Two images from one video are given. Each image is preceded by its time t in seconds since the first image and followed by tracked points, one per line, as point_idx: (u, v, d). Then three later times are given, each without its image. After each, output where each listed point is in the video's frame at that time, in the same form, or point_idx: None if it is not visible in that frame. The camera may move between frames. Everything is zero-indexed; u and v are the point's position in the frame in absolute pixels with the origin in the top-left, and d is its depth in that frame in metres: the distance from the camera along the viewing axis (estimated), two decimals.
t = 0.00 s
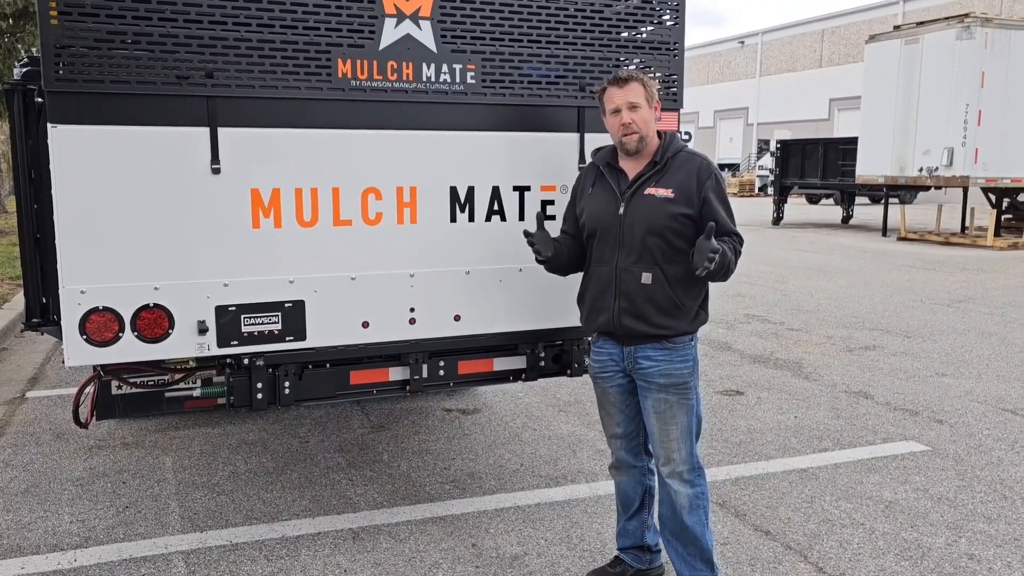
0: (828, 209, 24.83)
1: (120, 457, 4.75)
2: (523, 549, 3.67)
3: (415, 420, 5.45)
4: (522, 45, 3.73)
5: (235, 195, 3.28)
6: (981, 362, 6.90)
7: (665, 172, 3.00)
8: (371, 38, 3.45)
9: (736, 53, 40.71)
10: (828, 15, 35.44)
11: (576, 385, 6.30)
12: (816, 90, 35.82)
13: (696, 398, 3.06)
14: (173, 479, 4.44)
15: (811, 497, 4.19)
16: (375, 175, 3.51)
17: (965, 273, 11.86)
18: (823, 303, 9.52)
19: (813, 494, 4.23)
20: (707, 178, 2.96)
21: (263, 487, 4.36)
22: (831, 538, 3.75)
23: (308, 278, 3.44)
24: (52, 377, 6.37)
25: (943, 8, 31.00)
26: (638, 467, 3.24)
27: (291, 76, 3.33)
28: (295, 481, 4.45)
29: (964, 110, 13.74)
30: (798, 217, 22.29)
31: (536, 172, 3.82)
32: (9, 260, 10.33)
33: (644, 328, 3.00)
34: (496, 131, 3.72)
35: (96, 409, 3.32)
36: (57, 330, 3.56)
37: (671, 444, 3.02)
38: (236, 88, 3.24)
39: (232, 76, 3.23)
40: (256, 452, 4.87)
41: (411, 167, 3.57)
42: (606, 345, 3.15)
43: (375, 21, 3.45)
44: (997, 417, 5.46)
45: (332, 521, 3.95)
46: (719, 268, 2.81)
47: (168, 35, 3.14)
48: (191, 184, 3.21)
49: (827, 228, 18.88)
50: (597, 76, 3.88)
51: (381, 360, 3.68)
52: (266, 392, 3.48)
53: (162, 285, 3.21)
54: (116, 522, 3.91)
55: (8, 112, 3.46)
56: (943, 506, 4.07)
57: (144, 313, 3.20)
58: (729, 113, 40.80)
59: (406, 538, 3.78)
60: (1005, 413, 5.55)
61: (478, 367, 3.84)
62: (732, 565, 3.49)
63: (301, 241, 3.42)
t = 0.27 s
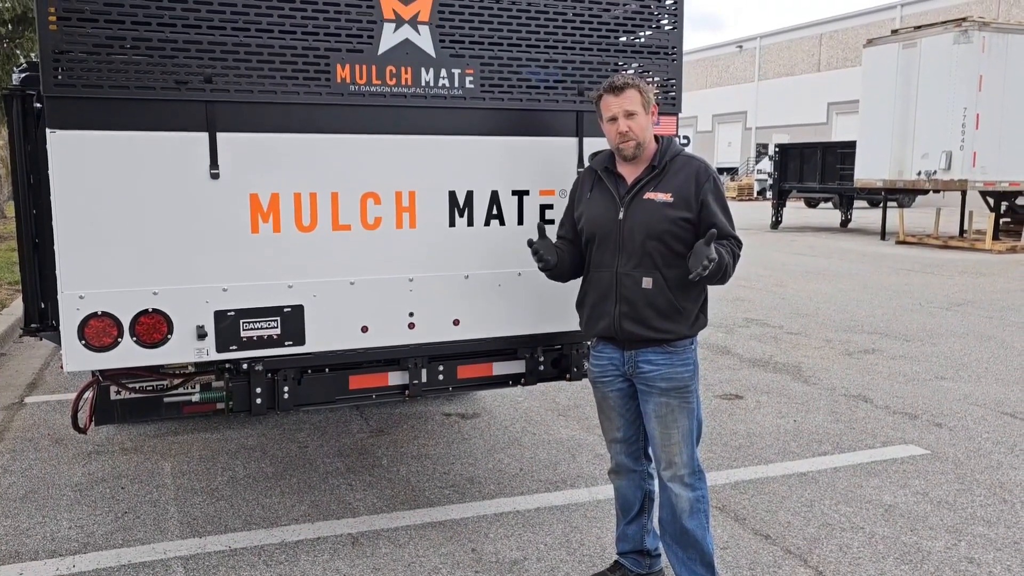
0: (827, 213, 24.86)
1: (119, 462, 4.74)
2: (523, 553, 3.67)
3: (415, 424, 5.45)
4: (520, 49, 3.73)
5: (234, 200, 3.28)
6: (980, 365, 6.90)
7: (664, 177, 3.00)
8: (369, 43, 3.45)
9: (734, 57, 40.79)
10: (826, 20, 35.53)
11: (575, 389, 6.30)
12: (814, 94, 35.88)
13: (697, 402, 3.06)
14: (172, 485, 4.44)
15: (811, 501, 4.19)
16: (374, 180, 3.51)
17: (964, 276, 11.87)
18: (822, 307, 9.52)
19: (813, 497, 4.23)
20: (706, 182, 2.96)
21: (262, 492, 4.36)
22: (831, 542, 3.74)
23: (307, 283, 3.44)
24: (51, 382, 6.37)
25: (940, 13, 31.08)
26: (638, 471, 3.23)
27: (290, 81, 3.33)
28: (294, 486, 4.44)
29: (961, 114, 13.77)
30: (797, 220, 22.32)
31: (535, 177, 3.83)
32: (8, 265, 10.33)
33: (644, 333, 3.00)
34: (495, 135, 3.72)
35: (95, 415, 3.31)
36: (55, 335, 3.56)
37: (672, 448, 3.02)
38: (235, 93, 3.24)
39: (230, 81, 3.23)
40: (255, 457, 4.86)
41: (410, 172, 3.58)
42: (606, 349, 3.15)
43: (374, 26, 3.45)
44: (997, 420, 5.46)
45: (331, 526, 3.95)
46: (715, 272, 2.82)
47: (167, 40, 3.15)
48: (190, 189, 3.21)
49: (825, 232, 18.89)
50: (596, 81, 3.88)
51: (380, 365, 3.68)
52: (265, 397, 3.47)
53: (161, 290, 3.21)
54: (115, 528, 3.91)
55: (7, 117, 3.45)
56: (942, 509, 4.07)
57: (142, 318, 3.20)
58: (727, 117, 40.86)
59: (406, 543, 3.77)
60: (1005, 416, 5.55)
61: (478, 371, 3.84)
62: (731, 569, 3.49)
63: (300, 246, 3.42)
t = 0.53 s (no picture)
0: (826, 216, 24.87)
1: (119, 467, 4.74)
2: (524, 558, 3.66)
3: (415, 428, 5.45)
4: (521, 53, 3.73)
5: (235, 204, 3.28)
6: (980, 368, 6.90)
7: (664, 181, 3.00)
8: (370, 47, 3.46)
9: (734, 61, 40.85)
10: (825, 23, 35.59)
11: (575, 393, 6.30)
12: (813, 97, 35.92)
13: (698, 406, 3.06)
14: (173, 489, 4.43)
15: (812, 505, 4.18)
16: (375, 184, 3.51)
17: (964, 279, 11.87)
18: (822, 310, 9.52)
19: (814, 501, 4.22)
20: (706, 186, 2.96)
21: (262, 496, 4.35)
22: (832, 546, 3.73)
23: (308, 287, 3.44)
24: (51, 387, 6.36)
25: (939, 16, 31.13)
26: (639, 475, 3.23)
27: (291, 85, 3.33)
28: (295, 490, 4.43)
29: (961, 117, 13.78)
30: (797, 224, 22.33)
31: (535, 180, 3.83)
32: (8, 269, 10.34)
33: (646, 337, 2.99)
34: (496, 139, 3.72)
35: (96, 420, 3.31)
36: (56, 340, 3.55)
37: (673, 452, 3.01)
38: (236, 97, 3.24)
39: (231, 85, 3.23)
40: (255, 461, 4.86)
41: (411, 176, 3.57)
42: (607, 353, 3.15)
43: (374, 30, 3.45)
44: (998, 423, 5.46)
45: (331, 530, 3.94)
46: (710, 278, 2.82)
47: (168, 44, 3.15)
48: (190, 193, 3.21)
49: (825, 235, 18.90)
50: (596, 84, 3.88)
51: (380, 369, 3.67)
52: (265, 402, 3.47)
53: (161, 295, 3.21)
54: (115, 533, 3.90)
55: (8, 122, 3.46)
56: (944, 513, 4.06)
57: (143, 323, 3.19)
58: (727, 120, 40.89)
59: (406, 547, 3.77)
60: (1006, 420, 5.55)
61: (478, 375, 3.83)
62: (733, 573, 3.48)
63: (301, 250, 3.41)
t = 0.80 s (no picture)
0: (825, 219, 24.88)
1: (118, 472, 4.73)
2: (525, 562, 3.65)
3: (415, 432, 5.44)
4: (521, 57, 3.73)
5: (235, 209, 3.28)
6: (981, 371, 6.89)
7: (665, 183, 3.00)
8: (370, 51, 3.46)
9: (733, 64, 40.90)
10: (824, 27, 35.64)
11: (576, 396, 6.29)
12: (812, 100, 35.96)
13: (699, 410, 3.05)
14: (173, 494, 4.42)
15: (813, 508, 4.17)
16: (375, 188, 3.51)
17: (963, 282, 11.87)
18: (822, 313, 9.52)
19: (815, 505, 4.21)
20: (706, 188, 2.97)
21: (262, 501, 4.34)
22: (833, 549, 3.72)
23: (308, 291, 3.43)
24: (50, 391, 6.35)
25: (937, 19, 31.19)
26: (640, 479, 3.22)
27: (291, 89, 3.33)
28: (295, 495, 4.42)
29: (960, 120, 13.79)
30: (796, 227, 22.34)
31: (536, 184, 3.82)
32: (7, 274, 10.33)
33: (647, 340, 2.99)
34: (496, 143, 3.72)
35: (96, 424, 3.32)
36: (56, 344, 3.55)
37: (675, 456, 3.01)
38: (236, 101, 3.24)
39: (231, 89, 3.23)
40: (255, 466, 4.85)
41: (411, 180, 3.57)
42: (607, 357, 3.14)
43: (375, 34, 3.45)
44: (998, 427, 5.45)
45: (332, 535, 3.93)
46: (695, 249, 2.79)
47: (168, 49, 3.15)
48: (191, 197, 3.20)
49: (825, 238, 18.90)
50: (596, 88, 3.88)
51: (381, 374, 3.67)
52: (265, 406, 3.46)
53: (161, 299, 3.20)
54: (115, 538, 3.89)
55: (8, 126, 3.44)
56: (945, 517, 4.05)
57: (143, 327, 3.19)
58: (726, 123, 40.93)
59: (407, 552, 3.76)
60: (1006, 423, 5.54)
61: (479, 379, 3.83)
62: None
63: (301, 254, 3.41)
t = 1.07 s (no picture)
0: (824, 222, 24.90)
1: (118, 476, 4.72)
2: (525, 566, 3.64)
3: (415, 436, 5.43)
4: (521, 61, 3.73)
5: (235, 212, 3.27)
6: (981, 374, 6.89)
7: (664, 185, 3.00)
8: (370, 55, 3.46)
9: (732, 67, 40.95)
10: (823, 30, 35.69)
11: (575, 400, 6.29)
12: (811, 103, 36.00)
13: (699, 413, 3.05)
14: (172, 498, 4.41)
15: (814, 512, 4.17)
16: (375, 192, 3.51)
17: (963, 285, 11.87)
18: (822, 317, 9.52)
19: (816, 509, 4.21)
20: (706, 189, 2.97)
21: (262, 505, 4.33)
22: (834, 553, 3.72)
23: (308, 295, 3.43)
24: (49, 395, 6.35)
25: (936, 23, 31.24)
26: (640, 483, 3.21)
27: (291, 93, 3.33)
28: (295, 499, 4.42)
29: (959, 123, 13.81)
30: (795, 230, 22.34)
31: (536, 187, 3.82)
32: (7, 277, 10.33)
33: (646, 342, 2.99)
34: (496, 146, 3.72)
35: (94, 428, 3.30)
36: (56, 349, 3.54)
37: (675, 459, 3.00)
38: (236, 105, 3.24)
39: (231, 93, 3.23)
40: (254, 470, 4.84)
41: (411, 183, 3.57)
42: (608, 361, 3.14)
43: (374, 38, 3.45)
44: (999, 430, 5.45)
45: (332, 539, 3.92)
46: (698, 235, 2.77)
47: (167, 52, 3.15)
48: (191, 201, 3.20)
49: (824, 241, 18.91)
50: (596, 92, 3.88)
51: (381, 377, 3.66)
52: (265, 410, 3.45)
53: (161, 303, 3.20)
54: (114, 542, 3.87)
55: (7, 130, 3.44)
56: (946, 520, 4.05)
57: (142, 331, 3.18)
58: (725, 127, 40.97)
59: (407, 556, 3.75)
60: (1007, 426, 5.54)
61: (479, 383, 3.82)
62: None
63: (301, 258, 3.41)
